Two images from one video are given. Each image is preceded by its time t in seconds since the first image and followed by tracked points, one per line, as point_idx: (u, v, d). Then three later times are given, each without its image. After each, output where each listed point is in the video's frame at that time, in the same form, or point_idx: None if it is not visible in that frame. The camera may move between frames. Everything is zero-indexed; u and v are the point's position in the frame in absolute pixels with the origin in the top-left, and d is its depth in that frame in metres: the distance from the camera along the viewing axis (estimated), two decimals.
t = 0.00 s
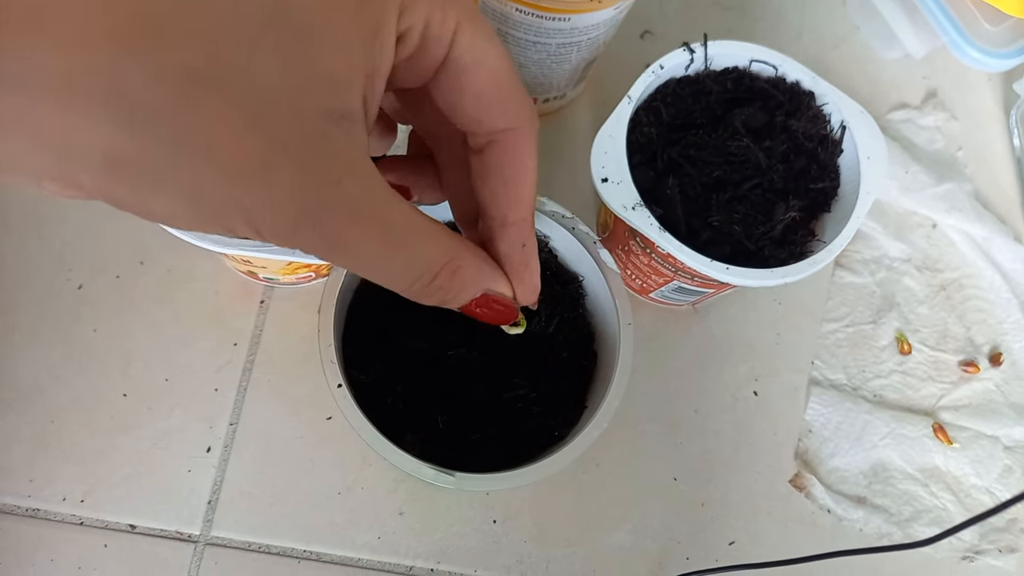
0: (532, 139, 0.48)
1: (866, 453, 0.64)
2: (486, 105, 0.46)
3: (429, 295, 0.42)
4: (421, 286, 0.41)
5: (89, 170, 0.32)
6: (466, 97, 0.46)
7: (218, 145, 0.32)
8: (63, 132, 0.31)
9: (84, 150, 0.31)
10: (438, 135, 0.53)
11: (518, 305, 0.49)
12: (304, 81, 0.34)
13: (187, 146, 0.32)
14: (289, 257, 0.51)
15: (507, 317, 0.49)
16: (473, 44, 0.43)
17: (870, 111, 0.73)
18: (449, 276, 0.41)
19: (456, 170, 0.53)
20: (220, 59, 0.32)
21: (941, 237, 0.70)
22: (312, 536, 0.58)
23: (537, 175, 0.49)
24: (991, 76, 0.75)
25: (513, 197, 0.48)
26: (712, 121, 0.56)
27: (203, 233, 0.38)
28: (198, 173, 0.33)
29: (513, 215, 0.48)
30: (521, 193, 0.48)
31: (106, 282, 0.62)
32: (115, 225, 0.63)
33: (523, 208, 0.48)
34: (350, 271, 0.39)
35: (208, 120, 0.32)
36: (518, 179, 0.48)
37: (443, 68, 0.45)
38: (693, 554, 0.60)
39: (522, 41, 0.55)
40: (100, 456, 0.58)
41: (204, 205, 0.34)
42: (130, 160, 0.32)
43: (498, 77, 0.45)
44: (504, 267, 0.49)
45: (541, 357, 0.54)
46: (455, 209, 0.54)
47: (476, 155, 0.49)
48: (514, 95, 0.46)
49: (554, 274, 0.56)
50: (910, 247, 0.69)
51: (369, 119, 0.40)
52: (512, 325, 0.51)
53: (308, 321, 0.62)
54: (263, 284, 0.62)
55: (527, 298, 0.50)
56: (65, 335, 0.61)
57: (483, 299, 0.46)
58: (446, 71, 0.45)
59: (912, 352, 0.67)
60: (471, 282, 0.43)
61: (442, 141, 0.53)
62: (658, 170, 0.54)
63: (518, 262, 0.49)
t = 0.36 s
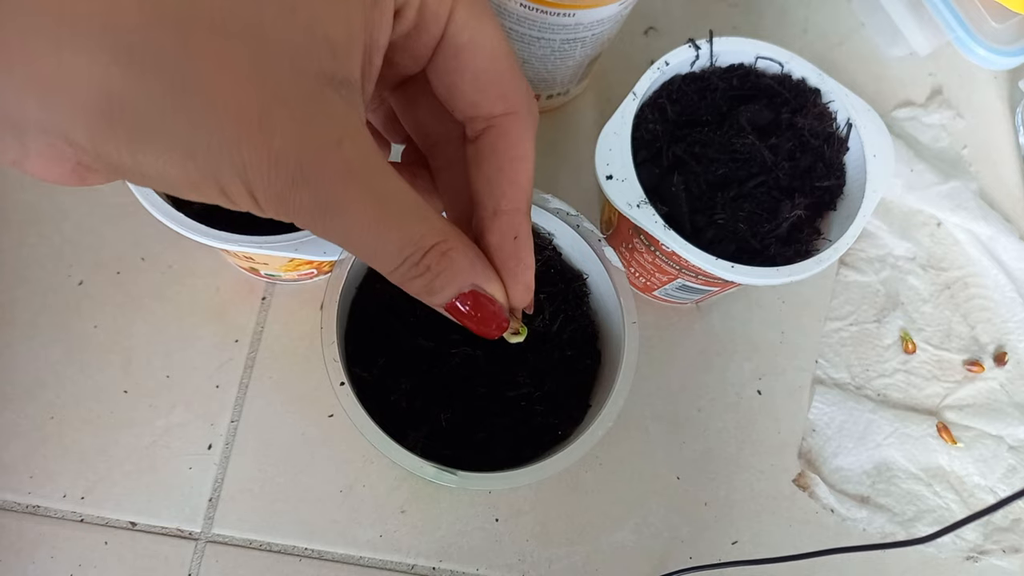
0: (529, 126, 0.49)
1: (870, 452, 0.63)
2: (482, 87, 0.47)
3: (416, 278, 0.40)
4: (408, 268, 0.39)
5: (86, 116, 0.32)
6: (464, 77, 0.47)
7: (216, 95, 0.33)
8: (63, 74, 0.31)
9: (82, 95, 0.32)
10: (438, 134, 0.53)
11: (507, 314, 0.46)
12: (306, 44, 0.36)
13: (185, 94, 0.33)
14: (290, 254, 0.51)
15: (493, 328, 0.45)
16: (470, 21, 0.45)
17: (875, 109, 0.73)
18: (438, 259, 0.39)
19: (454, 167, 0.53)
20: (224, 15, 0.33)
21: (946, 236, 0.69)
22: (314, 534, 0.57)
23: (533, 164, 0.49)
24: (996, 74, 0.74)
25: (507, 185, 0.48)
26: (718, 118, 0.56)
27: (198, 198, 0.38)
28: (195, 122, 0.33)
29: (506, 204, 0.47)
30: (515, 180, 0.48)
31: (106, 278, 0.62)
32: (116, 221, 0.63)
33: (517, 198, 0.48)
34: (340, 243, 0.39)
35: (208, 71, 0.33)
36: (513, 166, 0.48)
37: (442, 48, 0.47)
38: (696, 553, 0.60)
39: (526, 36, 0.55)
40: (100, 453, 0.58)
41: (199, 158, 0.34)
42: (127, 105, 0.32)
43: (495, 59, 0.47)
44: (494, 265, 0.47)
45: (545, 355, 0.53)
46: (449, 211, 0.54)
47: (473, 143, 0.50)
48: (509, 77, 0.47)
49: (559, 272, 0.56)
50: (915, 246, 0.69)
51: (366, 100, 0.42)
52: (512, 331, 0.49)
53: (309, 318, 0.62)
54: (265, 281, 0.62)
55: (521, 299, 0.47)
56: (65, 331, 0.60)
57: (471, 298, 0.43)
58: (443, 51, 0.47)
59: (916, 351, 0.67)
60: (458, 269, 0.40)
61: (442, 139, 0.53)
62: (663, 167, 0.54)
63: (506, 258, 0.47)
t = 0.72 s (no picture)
0: (532, 113, 0.48)
1: (872, 452, 0.63)
2: (484, 73, 0.48)
3: (417, 255, 0.41)
4: (409, 244, 0.40)
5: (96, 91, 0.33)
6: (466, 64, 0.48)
7: (226, 68, 0.34)
8: (73, 46, 0.32)
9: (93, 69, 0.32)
10: (443, 128, 0.53)
11: (507, 303, 0.45)
12: (311, 22, 0.36)
13: (194, 67, 0.33)
14: (291, 251, 0.51)
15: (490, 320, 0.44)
16: (472, 7, 0.45)
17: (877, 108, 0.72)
18: (438, 233, 0.40)
19: (459, 161, 0.53)
20: None
21: (949, 235, 0.69)
22: (314, 532, 0.57)
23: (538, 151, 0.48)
24: (999, 73, 0.74)
25: (511, 170, 0.48)
26: (720, 116, 0.56)
27: (202, 180, 0.38)
28: (206, 94, 0.34)
29: (510, 188, 0.47)
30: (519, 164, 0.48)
31: (106, 275, 0.61)
32: (116, 218, 0.63)
33: (521, 183, 0.47)
34: (342, 221, 0.39)
35: (219, 44, 0.34)
36: (517, 152, 0.48)
37: (444, 35, 0.47)
38: (697, 552, 0.60)
39: (528, 34, 0.55)
40: (100, 451, 0.58)
41: (207, 133, 0.35)
42: (138, 78, 0.33)
43: (497, 45, 0.47)
44: (496, 252, 0.46)
45: (547, 353, 0.53)
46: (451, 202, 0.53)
47: (477, 131, 0.50)
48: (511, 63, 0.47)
49: (561, 271, 0.55)
50: (918, 245, 0.69)
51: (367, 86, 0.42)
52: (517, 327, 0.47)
53: (310, 316, 0.62)
54: (265, 278, 0.62)
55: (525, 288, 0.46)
56: (66, 328, 0.60)
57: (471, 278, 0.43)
58: (445, 38, 0.47)
59: (918, 351, 0.66)
60: (457, 245, 0.41)
61: (446, 133, 0.53)
62: (665, 165, 0.54)
63: (510, 245, 0.46)
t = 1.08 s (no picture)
0: (539, 99, 0.49)
1: (874, 451, 0.63)
2: (491, 61, 0.47)
3: (427, 240, 0.39)
4: (419, 228, 0.38)
5: (97, 73, 0.33)
6: (472, 53, 0.48)
7: (227, 50, 0.34)
8: (72, 29, 0.32)
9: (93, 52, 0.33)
10: (448, 119, 0.53)
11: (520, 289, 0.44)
12: (315, 7, 0.36)
13: (196, 50, 0.33)
14: (292, 251, 0.51)
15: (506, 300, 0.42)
16: None
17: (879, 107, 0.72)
18: (448, 217, 0.39)
19: (463, 152, 0.53)
20: None
21: (951, 234, 0.69)
22: (315, 532, 0.57)
23: (545, 137, 0.48)
24: (1002, 71, 0.74)
25: (519, 156, 0.48)
26: (723, 115, 0.56)
27: (207, 165, 0.38)
28: (207, 74, 0.34)
29: (520, 173, 0.47)
30: (526, 152, 0.48)
31: (106, 274, 0.61)
32: (116, 216, 0.62)
33: (529, 170, 0.47)
34: (348, 207, 0.38)
35: (221, 27, 0.34)
36: (526, 138, 0.48)
37: (449, 26, 0.47)
38: (698, 552, 0.60)
39: (530, 32, 0.55)
40: (100, 450, 0.58)
41: (207, 116, 0.35)
42: (138, 59, 0.33)
43: (503, 33, 0.47)
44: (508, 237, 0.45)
45: (550, 353, 0.53)
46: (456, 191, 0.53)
47: (483, 121, 0.49)
48: (516, 52, 0.48)
49: (563, 271, 0.55)
50: (920, 244, 0.68)
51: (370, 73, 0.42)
52: (521, 315, 0.44)
53: (311, 314, 0.61)
54: (267, 277, 0.62)
55: (536, 275, 0.45)
56: (66, 327, 0.60)
57: (483, 261, 0.41)
58: (451, 29, 0.47)
59: (920, 350, 0.66)
60: (468, 228, 0.39)
61: (451, 124, 0.53)
62: (668, 165, 0.54)
63: (524, 229, 0.45)
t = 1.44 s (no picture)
0: (540, 99, 0.49)
1: (875, 451, 0.63)
2: (494, 60, 0.47)
3: (435, 240, 0.38)
4: (427, 228, 0.38)
5: (94, 58, 0.32)
6: (475, 50, 0.47)
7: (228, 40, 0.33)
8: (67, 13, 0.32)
9: (89, 37, 0.32)
10: (449, 119, 0.53)
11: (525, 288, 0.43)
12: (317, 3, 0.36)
13: (195, 38, 0.33)
14: (292, 250, 0.51)
15: (509, 300, 0.42)
16: None
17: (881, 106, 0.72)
18: (457, 217, 0.38)
19: (463, 150, 0.53)
20: None
21: (952, 233, 0.69)
22: (315, 531, 0.57)
23: (546, 135, 0.48)
24: (1003, 70, 0.74)
25: (523, 154, 0.47)
26: (725, 114, 0.55)
27: (203, 154, 0.37)
28: (207, 62, 0.33)
29: (523, 173, 0.47)
30: (528, 150, 0.48)
31: (105, 272, 0.61)
32: (115, 215, 0.62)
33: (531, 168, 0.47)
34: (350, 203, 0.38)
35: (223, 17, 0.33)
36: (529, 138, 0.48)
37: (452, 24, 0.47)
38: (699, 551, 0.60)
39: (531, 30, 0.55)
40: (99, 449, 0.57)
41: (205, 103, 0.34)
42: (133, 42, 0.32)
43: (505, 33, 0.47)
44: (512, 235, 0.45)
45: (551, 353, 0.53)
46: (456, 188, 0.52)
47: (485, 119, 0.49)
48: (519, 51, 0.48)
49: (564, 270, 0.55)
50: (921, 243, 0.68)
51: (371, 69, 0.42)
52: (518, 309, 0.43)
53: (311, 313, 0.61)
54: (266, 276, 0.62)
55: (539, 273, 0.45)
56: (64, 326, 0.60)
57: (491, 260, 0.40)
58: (453, 26, 0.47)
59: (921, 350, 0.66)
60: (478, 226, 0.39)
61: (451, 123, 0.53)
62: (668, 163, 0.54)
63: (527, 228, 0.45)
